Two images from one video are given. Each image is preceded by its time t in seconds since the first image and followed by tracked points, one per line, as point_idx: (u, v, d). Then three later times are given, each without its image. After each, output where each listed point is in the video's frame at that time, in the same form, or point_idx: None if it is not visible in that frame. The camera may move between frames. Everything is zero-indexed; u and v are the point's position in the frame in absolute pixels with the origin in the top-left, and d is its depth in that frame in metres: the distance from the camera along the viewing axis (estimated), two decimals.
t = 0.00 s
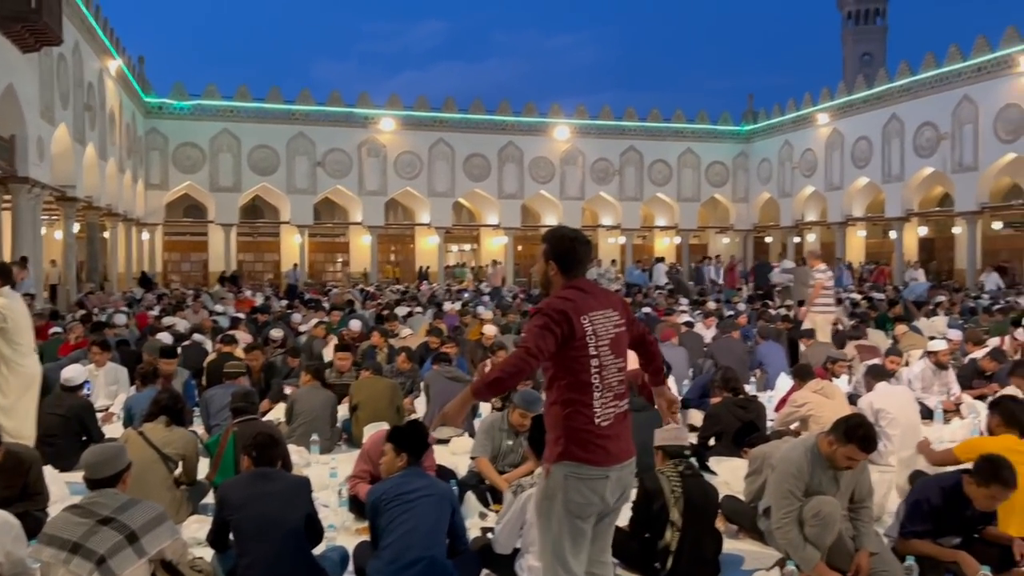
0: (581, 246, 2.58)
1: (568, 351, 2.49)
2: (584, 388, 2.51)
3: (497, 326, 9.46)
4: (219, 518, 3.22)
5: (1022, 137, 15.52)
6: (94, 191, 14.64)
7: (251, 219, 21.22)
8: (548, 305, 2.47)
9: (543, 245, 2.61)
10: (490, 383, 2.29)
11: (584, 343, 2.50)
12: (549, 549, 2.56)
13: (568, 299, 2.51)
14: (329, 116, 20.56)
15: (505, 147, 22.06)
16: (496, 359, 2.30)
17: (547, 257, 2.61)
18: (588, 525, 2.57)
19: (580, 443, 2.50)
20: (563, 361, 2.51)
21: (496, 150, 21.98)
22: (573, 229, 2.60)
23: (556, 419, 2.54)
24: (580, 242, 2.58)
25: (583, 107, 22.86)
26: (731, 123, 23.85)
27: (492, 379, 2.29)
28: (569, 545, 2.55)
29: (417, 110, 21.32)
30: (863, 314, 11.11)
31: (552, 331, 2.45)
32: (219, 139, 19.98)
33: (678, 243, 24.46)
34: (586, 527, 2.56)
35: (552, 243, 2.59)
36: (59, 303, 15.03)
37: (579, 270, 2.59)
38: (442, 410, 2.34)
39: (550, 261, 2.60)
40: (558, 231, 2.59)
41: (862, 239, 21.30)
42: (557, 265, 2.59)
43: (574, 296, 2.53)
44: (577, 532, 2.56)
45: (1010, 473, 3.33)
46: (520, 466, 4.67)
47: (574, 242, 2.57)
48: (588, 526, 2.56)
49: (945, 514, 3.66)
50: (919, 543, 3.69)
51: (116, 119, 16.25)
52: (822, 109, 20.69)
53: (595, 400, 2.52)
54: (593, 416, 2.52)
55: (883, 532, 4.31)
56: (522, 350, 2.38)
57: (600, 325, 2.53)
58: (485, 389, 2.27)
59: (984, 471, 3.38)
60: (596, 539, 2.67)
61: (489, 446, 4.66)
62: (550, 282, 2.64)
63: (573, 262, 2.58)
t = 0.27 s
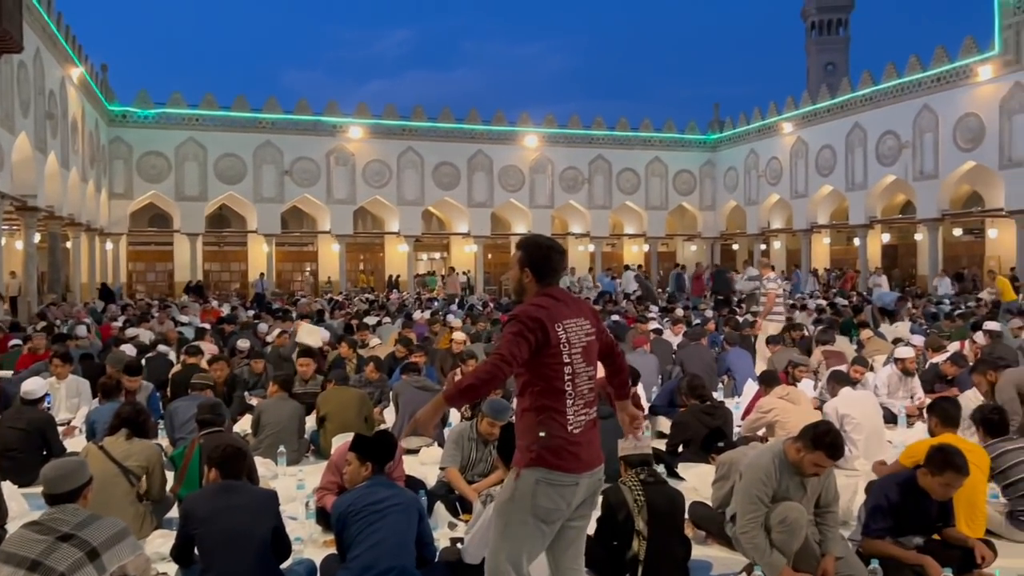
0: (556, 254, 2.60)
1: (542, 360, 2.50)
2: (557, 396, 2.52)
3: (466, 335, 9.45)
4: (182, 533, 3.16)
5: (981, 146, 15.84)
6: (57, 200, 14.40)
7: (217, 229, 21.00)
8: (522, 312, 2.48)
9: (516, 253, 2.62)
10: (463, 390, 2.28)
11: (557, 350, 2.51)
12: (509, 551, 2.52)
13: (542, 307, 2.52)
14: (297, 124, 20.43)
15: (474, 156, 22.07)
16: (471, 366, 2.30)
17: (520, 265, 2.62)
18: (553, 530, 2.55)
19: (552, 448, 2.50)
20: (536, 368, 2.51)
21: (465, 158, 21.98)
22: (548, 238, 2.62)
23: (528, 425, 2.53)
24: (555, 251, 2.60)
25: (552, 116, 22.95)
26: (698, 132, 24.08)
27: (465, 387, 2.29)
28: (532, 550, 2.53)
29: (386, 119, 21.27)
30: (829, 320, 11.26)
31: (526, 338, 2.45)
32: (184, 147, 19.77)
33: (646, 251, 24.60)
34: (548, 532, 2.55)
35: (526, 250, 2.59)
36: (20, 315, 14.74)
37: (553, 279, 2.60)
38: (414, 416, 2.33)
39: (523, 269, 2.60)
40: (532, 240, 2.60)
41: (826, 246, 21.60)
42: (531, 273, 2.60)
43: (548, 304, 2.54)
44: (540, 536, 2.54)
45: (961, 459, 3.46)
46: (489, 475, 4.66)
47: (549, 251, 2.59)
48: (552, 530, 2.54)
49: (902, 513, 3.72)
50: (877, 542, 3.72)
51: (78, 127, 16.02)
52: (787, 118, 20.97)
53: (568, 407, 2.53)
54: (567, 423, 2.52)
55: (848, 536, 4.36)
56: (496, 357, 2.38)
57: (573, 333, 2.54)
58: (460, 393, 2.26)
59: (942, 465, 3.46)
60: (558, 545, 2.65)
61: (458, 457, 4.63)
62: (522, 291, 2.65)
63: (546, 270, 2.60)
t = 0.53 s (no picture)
0: (523, 261, 2.59)
1: (504, 365, 2.50)
2: (518, 402, 2.51)
3: (435, 341, 9.41)
4: (143, 549, 3.08)
5: (942, 152, 16.13)
6: (16, 208, 14.12)
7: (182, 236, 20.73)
8: (485, 318, 2.48)
9: (484, 257, 2.62)
10: (419, 393, 2.30)
11: (521, 357, 2.50)
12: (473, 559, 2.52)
13: (506, 312, 2.52)
14: (264, 130, 20.28)
15: (443, 161, 22.04)
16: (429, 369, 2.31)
17: (487, 270, 2.62)
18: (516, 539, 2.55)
19: (512, 455, 2.49)
20: (498, 373, 2.51)
21: (434, 164, 21.94)
22: (517, 245, 2.62)
23: (489, 431, 2.53)
24: (525, 259, 2.60)
25: (521, 122, 23.00)
26: (666, 138, 24.24)
27: (421, 389, 2.30)
28: (495, 557, 2.52)
29: (354, 125, 21.17)
30: (795, 324, 11.38)
31: (488, 343, 2.45)
32: (149, 154, 19.52)
33: (615, 256, 24.68)
34: (512, 540, 2.54)
35: (495, 256, 2.59)
36: None
37: (521, 285, 2.60)
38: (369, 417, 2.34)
39: (491, 274, 2.60)
40: (501, 246, 2.60)
41: (792, 251, 21.84)
42: (499, 278, 2.59)
43: (512, 310, 2.54)
44: (504, 544, 2.53)
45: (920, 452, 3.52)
46: (458, 482, 4.65)
47: (518, 257, 2.59)
48: (515, 538, 2.54)
49: (866, 507, 3.77)
50: (842, 542, 3.75)
51: (39, 132, 15.75)
52: (752, 125, 21.20)
53: (530, 414, 2.52)
54: (527, 430, 2.51)
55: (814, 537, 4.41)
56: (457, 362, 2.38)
57: (537, 340, 2.54)
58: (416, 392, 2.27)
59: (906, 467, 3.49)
60: (524, 554, 2.64)
61: (426, 465, 4.60)
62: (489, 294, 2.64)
63: (514, 277, 2.60)
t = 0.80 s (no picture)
0: (475, 268, 2.59)
1: (453, 373, 2.49)
2: (468, 411, 2.49)
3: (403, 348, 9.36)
4: (102, 561, 3.02)
5: (902, 158, 16.41)
6: None
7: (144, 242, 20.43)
8: (435, 326, 2.47)
9: (435, 265, 2.61)
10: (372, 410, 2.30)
11: (471, 364, 2.49)
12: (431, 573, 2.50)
13: (455, 320, 2.51)
14: (229, 135, 20.09)
15: (411, 167, 21.97)
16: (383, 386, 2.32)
17: (438, 278, 2.61)
18: (475, 550, 2.53)
19: (464, 465, 2.48)
20: (448, 383, 2.49)
21: (401, 170, 21.86)
22: (468, 252, 2.62)
23: (440, 441, 2.51)
24: (476, 266, 2.59)
25: (488, 128, 23.02)
26: (632, 145, 24.40)
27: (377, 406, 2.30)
28: (453, 570, 2.50)
29: (320, 130, 21.03)
30: (761, 329, 11.49)
31: (438, 352, 2.44)
32: (110, 159, 19.22)
33: (583, 262, 24.77)
34: (470, 551, 2.52)
35: (446, 264, 2.58)
36: None
37: (472, 293, 2.60)
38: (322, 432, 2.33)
39: (441, 281, 2.59)
40: (452, 253, 2.59)
41: (757, 257, 22.08)
42: (449, 285, 2.59)
43: (463, 318, 2.53)
44: (461, 556, 2.51)
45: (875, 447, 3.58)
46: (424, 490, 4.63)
47: (469, 265, 2.59)
48: (472, 550, 2.52)
49: (827, 504, 3.83)
50: (808, 542, 3.79)
51: None
52: (717, 132, 21.43)
53: (480, 422, 2.50)
54: (478, 438, 2.49)
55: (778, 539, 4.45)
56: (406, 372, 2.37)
57: (487, 348, 2.53)
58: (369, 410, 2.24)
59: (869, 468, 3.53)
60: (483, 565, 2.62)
61: (392, 472, 4.57)
62: (439, 301, 2.63)
63: (464, 285, 2.59)
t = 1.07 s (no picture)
0: (422, 274, 2.52)
1: (395, 380, 2.40)
2: (412, 418, 2.41)
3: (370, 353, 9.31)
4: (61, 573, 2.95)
5: (863, 166, 16.67)
6: None
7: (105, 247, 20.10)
8: (376, 332, 2.38)
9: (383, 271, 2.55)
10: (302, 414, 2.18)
11: (413, 372, 2.41)
12: None
13: (399, 326, 2.43)
14: (193, 139, 19.86)
15: (378, 171, 21.89)
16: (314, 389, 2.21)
17: (385, 283, 2.55)
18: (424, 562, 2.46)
19: (409, 474, 2.40)
20: (390, 389, 2.41)
21: (368, 175, 21.77)
22: (416, 256, 2.55)
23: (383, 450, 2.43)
24: (424, 270, 2.53)
25: (456, 134, 23.01)
26: (600, 151, 24.53)
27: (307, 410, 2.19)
28: None
29: (285, 134, 20.88)
30: (727, 332, 11.60)
31: (378, 358, 2.36)
32: (70, 163, 18.90)
33: (551, 268, 24.83)
34: (420, 562, 2.45)
35: (393, 270, 2.52)
36: None
37: (420, 298, 2.53)
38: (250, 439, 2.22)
39: (388, 286, 2.53)
40: (399, 258, 2.53)
41: (722, 262, 22.30)
42: (396, 292, 2.53)
43: (407, 324, 2.45)
44: (411, 567, 2.44)
45: (835, 448, 3.62)
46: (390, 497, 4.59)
47: (418, 270, 2.52)
48: (421, 560, 2.45)
49: (790, 506, 3.85)
50: (775, 544, 3.80)
51: None
52: (683, 139, 21.62)
53: (425, 430, 2.42)
54: (423, 446, 2.41)
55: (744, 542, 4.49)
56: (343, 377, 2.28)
57: (431, 354, 2.45)
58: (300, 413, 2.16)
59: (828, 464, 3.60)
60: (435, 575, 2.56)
61: (357, 480, 4.52)
62: (386, 307, 2.57)
63: (413, 290, 2.52)
